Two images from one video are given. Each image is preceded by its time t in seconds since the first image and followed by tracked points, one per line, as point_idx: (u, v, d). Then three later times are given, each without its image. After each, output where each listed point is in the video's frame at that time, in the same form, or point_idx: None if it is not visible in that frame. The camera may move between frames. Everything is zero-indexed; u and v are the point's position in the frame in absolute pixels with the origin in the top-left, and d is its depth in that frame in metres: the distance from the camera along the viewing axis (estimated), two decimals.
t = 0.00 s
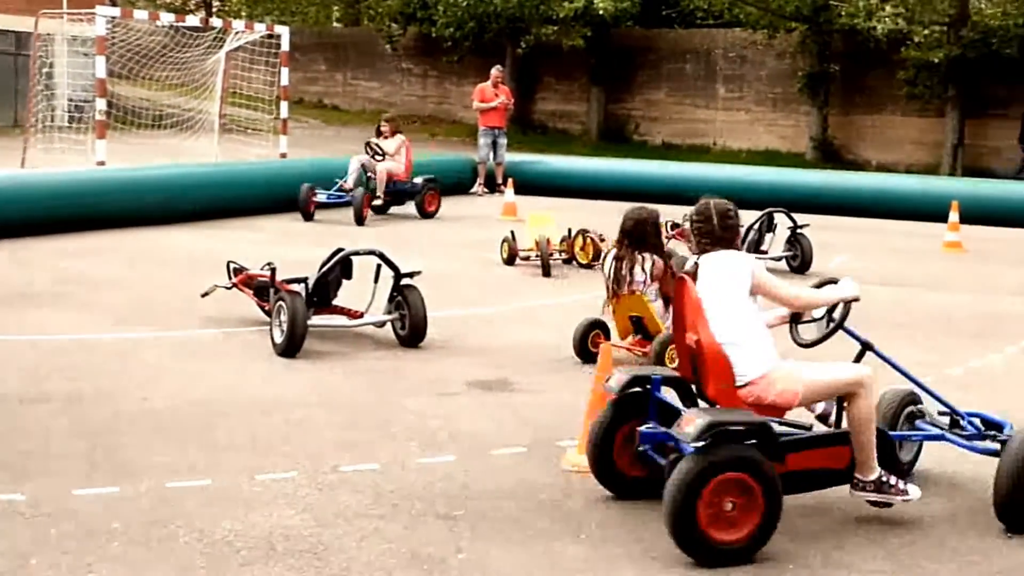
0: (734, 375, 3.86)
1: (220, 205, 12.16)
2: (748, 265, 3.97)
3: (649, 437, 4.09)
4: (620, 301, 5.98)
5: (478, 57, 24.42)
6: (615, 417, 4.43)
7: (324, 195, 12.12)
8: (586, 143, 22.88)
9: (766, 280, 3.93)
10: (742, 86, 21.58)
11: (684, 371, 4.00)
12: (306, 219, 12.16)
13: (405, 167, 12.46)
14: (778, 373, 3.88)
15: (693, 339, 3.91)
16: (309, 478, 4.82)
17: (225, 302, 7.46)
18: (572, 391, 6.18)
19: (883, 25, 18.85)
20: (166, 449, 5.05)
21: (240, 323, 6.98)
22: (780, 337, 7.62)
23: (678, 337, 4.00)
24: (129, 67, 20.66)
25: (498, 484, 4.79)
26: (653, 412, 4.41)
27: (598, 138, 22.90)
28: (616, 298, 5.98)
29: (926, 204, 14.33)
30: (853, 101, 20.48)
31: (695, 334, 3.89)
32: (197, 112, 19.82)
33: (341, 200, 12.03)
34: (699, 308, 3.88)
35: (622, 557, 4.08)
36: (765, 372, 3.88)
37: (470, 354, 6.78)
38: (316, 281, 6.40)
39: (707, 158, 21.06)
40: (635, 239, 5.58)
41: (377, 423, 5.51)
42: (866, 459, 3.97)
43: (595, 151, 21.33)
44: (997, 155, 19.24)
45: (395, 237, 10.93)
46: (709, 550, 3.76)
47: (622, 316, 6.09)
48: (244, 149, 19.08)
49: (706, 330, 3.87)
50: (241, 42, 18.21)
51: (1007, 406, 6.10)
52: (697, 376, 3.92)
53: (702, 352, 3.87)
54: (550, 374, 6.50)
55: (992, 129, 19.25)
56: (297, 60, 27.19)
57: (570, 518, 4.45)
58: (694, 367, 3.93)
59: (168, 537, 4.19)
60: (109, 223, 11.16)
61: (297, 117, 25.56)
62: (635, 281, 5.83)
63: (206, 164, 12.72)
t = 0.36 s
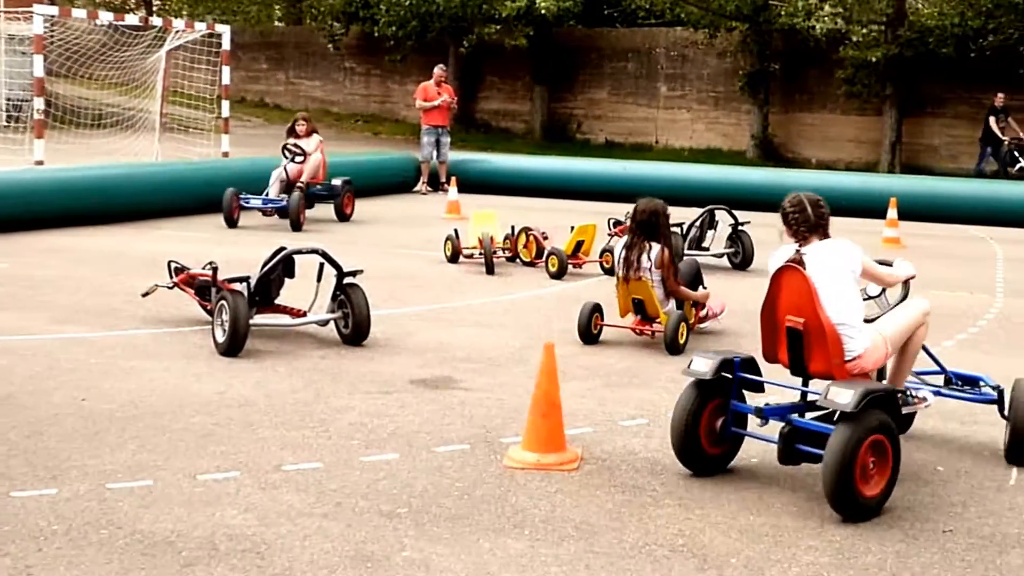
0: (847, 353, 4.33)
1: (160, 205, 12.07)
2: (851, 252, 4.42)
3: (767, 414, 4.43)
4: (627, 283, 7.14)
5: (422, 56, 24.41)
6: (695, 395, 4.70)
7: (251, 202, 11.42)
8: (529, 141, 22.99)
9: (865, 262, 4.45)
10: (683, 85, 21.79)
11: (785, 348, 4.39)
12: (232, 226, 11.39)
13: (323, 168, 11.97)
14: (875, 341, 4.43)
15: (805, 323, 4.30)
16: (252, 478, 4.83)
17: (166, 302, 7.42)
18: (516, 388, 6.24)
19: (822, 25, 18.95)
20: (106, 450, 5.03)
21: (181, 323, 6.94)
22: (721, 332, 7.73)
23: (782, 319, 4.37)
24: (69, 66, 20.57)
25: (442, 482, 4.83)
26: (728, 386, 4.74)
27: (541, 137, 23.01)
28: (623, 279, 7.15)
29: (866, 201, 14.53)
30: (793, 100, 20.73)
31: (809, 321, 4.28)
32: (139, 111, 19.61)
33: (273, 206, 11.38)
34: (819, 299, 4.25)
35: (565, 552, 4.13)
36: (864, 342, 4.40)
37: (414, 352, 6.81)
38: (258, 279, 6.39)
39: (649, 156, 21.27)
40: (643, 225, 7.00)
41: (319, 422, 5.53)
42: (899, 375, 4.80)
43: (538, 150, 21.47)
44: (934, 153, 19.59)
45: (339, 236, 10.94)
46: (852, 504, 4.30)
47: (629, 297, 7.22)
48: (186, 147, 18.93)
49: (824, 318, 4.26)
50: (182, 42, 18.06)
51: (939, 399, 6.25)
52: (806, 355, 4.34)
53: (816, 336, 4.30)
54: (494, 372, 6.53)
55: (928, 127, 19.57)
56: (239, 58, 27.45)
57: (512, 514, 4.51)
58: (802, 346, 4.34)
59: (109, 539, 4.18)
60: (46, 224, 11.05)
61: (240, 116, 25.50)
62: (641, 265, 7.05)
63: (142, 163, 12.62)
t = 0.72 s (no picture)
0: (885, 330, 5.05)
1: (126, 205, 12.05)
2: (886, 243, 5.15)
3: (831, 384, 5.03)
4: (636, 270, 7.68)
5: (387, 56, 24.41)
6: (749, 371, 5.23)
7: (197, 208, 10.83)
8: (495, 141, 23.05)
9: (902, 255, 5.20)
10: (647, 85, 21.93)
11: (828, 325, 5.06)
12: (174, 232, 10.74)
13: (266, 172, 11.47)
14: (901, 317, 5.17)
15: (850, 302, 4.98)
16: (221, 476, 4.89)
17: (135, 302, 7.46)
18: (483, 386, 6.32)
19: (785, 25, 18.93)
20: (75, 449, 5.08)
21: (150, 323, 6.98)
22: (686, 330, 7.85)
23: (826, 299, 5.03)
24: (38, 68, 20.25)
25: (410, 480, 4.90)
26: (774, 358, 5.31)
27: (507, 136, 23.07)
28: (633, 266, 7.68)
29: (829, 200, 14.72)
30: (757, 99, 20.90)
31: (855, 301, 4.97)
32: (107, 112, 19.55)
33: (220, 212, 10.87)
34: (868, 283, 4.94)
35: (531, 550, 4.22)
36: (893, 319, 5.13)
37: (381, 351, 6.88)
38: (227, 277, 6.45)
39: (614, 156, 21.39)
40: (657, 218, 7.55)
41: (287, 421, 5.59)
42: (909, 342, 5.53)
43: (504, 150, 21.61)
44: (896, 151, 19.81)
45: (306, 235, 10.98)
46: (915, 450, 5.01)
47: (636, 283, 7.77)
48: (155, 148, 18.90)
49: (871, 299, 4.96)
50: (150, 42, 18.02)
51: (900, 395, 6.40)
52: (849, 330, 5.02)
53: (862, 314, 4.98)
54: (461, 370, 6.62)
55: (890, 126, 19.80)
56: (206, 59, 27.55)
57: (479, 512, 4.59)
58: (846, 323, 5.02)
59: (79, 536, 4.23)
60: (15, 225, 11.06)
61: (207, 116, 25.46)
62: (650, 254, 7.62)
63: (112, 163, 12.63)
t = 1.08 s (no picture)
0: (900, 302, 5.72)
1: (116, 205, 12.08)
2: (890, 226, 5.88)
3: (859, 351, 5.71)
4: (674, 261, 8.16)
5: (377, 58, 24.43)
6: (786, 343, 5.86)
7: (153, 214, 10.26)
8: (486, 141, 23.11)
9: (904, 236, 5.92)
10: (637, 86, 21.98)
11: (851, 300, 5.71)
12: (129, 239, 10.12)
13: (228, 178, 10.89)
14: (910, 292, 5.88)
15: (871, 279, 5.66)
16: (213, 475, 4.92)
17: (127, 302, 7.49)
18: (474, 386, 6.36)
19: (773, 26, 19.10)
20: (68, 448, 5.11)
21: (142, 323, 7.01)
22: (676, 330, 7.91)
23: (850, 277, 5.70)
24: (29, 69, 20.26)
25: (402, 480, 4.94)
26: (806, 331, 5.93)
27: (497, 137, 23.14)
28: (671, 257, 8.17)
29: (817, 199, 14.83)
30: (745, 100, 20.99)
31: (876, 277, 5.64)
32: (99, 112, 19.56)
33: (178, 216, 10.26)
34: (887, 260, 5.61)
35: (522, 548, 4.26)
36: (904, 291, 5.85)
37: (372, 352, 6.91)
38: (219, 277, 6.49)
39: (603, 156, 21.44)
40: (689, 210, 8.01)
41: (279, 420, 5.62)
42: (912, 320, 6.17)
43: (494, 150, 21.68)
44: (883, 152, 19.89)
45: (298, 235, 11.01)
46: (932, 406, 5.73)
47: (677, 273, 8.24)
48: (146, 149, 18.89)
49: (889, 274, 5.63)
50: (141, 42, 18.01)
51: (888, 394, 6.46)
52: (870, 304, 5.69)
53: (882, 288, 5.65)
54: (452, 370, 6.66)
55: (877, 127, 19.88)
56: (198, 61, 27.65)
57: (470, 510, 4.63)
58: (868, 299, 5.69)
59: (72, 535, 4.27)
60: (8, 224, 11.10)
61: (198, 117, 25.49)
62: (686, 245, 8.07)
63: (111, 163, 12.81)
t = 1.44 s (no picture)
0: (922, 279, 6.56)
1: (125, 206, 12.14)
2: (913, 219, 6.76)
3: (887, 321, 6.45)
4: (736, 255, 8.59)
5: (386, 60, 24.51)
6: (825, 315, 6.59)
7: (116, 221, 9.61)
8: (495, 143, 23.19)
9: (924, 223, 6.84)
10: (645, 87, 21.99)
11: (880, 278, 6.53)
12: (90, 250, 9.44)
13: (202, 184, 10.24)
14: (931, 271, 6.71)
15: (899, 260, 6.49)
16: (225, 475, 4.94)
17: (138, 302, 7.52)
18: (483, 386, 6.38)
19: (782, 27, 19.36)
20: (80, 447, 5.13)
21: (153, 323, 7.04)
22: (685, 331, 7.92)
23: (879, 258, 6.53)
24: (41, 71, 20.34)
25: (412, 479, 4.95)
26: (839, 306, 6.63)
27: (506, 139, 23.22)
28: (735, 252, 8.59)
29: (825, 202, 14.82)
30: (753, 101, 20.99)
31: (903, 258, 6.48)
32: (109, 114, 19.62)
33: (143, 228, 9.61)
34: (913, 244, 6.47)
35: (531, 548, 4.27)
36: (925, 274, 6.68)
37: (381, 352, 6.93)
38: (229, 278, 6.51)
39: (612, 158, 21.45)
40: (748, 208, 8.41)
41: (289, 420, 5.64)
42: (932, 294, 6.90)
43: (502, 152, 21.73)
44: (891, 154, 19.87)
45: (308, 236, 11.05)
46: (951, 369, 6.52)
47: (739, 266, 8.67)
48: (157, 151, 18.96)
49: (914, 256, 6.47)
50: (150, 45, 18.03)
51: (897, 394, 6.48)
52: (898, 281, 6.51)
53: (907, 268, 6.49)
54: (461, 370, 6.67)
55: (885, 129, 19.88)
56: (209, 62, 27.84)
57: (480, 510, 4.65)
58: (895, 277, 6.51)
59: (84, 535, 4.29)
60: (15, 226, 11.13)
61: (208, 119, 25.61)
62: (748, 240, 8.49)
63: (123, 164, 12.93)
